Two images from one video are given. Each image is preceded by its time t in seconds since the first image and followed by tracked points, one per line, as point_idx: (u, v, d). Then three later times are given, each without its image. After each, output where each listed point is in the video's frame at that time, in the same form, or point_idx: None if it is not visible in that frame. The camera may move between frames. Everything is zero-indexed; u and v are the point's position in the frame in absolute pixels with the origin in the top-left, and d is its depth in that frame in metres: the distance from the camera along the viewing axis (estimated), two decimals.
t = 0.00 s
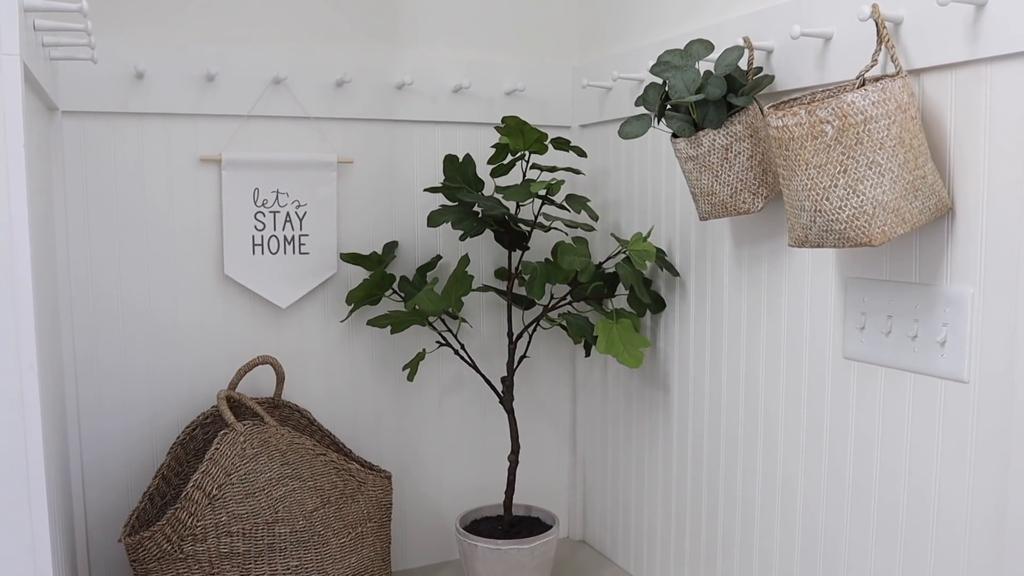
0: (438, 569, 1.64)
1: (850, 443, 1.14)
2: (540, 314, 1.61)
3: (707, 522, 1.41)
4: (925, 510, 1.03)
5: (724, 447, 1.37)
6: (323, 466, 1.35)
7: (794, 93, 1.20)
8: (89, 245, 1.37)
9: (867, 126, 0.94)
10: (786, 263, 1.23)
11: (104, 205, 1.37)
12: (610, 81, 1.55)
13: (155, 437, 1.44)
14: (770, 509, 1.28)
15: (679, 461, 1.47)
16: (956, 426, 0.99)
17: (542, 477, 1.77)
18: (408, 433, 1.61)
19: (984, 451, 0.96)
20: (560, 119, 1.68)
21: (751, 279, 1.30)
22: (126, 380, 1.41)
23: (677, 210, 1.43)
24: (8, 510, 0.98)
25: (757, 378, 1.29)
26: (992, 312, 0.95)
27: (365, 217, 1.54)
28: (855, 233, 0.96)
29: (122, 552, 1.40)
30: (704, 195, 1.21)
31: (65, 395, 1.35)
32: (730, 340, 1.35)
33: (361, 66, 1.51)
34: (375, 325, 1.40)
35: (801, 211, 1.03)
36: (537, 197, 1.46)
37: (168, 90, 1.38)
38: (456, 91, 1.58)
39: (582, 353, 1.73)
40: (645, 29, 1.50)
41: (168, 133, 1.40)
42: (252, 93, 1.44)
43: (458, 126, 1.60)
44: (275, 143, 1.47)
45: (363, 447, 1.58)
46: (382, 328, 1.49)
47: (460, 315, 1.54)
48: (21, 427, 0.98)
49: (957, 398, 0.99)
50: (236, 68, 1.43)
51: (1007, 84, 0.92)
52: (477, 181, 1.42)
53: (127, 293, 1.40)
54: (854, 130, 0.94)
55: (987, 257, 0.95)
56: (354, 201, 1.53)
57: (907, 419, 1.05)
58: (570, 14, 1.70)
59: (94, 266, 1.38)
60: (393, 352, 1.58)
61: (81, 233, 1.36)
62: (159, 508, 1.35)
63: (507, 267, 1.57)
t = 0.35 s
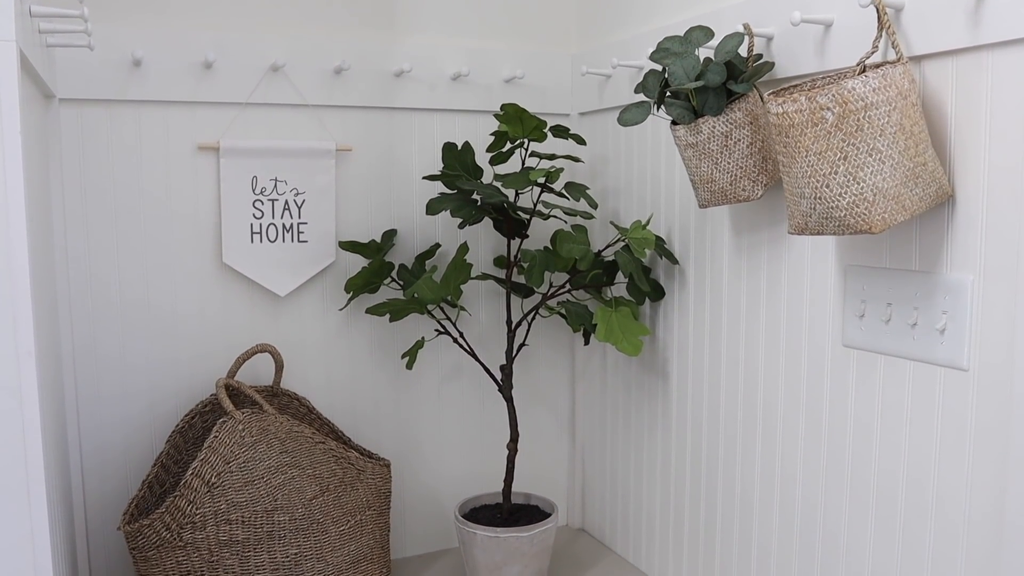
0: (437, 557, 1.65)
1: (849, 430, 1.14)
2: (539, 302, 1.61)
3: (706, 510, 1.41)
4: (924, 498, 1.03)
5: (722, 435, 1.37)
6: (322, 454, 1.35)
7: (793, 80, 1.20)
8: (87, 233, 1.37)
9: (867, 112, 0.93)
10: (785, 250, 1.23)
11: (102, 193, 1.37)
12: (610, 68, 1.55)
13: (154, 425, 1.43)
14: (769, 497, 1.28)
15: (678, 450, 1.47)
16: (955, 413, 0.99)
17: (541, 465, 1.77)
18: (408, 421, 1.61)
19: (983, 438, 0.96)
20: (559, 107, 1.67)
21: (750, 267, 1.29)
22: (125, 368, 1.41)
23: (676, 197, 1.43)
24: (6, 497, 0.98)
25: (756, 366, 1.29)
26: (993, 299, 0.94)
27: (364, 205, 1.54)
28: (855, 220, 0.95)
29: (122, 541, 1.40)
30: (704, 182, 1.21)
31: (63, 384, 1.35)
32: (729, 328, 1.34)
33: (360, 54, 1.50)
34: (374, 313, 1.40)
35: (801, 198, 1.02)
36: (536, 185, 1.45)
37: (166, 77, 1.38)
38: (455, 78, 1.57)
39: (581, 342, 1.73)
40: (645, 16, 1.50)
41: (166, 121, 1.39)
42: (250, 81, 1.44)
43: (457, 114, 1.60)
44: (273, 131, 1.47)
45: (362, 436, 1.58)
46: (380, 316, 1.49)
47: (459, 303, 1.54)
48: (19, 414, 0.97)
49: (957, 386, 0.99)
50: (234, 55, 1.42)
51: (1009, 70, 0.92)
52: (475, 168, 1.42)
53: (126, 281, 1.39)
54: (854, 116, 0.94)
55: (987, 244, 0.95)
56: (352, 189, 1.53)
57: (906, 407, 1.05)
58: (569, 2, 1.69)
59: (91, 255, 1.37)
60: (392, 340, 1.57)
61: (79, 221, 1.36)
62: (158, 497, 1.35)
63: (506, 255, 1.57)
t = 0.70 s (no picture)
0: (438, 545, 1.65)
1: (849, 418, 1.14)
2: (539, 290, 1.60)
3: (705, 497, 1.41)
4: (923, 485, 1.03)
5: (723, 423, 1.36)
6: (322, 442, 1.35)
7: (794, 66, 1.19)
8: (86, 222, 1.36)
9: (868, 99, 0.93)
10: (786, 238, 1.22)
11: (100, 181, 1.37)
12: (610, 56, 1.54)
13: (154, 413, 1.44)
14: (768, 485, 1.28)
15: (678, 437, 1.47)
16: (956, 402, 0.99)
17: (541, 454, 1.77)
18: (407, 409, 1.61)
19: (983, 425, 0.96)
20: (559, 94, 1.67)
21: (750, 255, 1.29)
22: (124, 356, 1.41)
23: (676, 185, 1.42)
24: (7, 484, 0.98)
25: (756, 354, 1.29)
26: (994, 286, 0.94)
27: (364, 193, 1.54)
28: (856, 207, 0.95)
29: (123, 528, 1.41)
30: (704, 170, 1.20)
31: (63, 371, 1.35)
32: (729, 316, 1.34)
33: (359, 41, 1.50)
34: (373, 301, 1.40)
35: (801, 185, 1.02)
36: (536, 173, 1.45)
37: (164, 65, 1.37)
38: (455, 65, 1.56)
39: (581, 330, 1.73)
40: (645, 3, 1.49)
41: (165, 108, 1.39)
42: (249, 68, 1.43)
43: (457, 101, 1.59)
44: (272, 119, 1.46)
45: (362, 424, 1.58)
46: (380, 304, 1.49)
47: (459, 291, 1.54)
48: (19, 401, 0.97)
49: (957, 374, 0.99)
50: (232, 43, 1.41)
51: (1011, 57, 0.91)
52: (475, 156, 1.42)
53: (125, 269, 1.39)
54: (855, 103, 0.93)
55: (988, 231, 0.94)
56: (352, 177, 1.53)
57: (906, 394, 1.05)
58: None
59: (91, 243, 1.37)
60: (392, 328, 1.57)
61: (77, 210, 1.36)
62: (158, 484, 1.35)
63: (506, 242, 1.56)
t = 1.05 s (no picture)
0: (437, 532, 1.65)
1: (848, 403, 1.14)
2: (538, 277, 1.60)
3: (704, 485, 1.41)
4: (921, 471, 1.04)
5: (722, 409, 1.37)
6: (321, 428, 1.36)
7: (794, 52, 1.19)
8: (84, 208, 1.36)
9: (869, 84, 0.92)
10: (786, 224, 1.22)
11: (98, 168, 1.36)
12: (610, 42, 1.53)
13: (153, 399, 1.44)
14: (767, 471, 1.28)
15: (677, 424, 1.47)
16: (955, 388, 0.99)
17: (541, 441, 1.77)
18: (407, 396, 1.61)
19: (983, 411, 0.96)
20: (559, 81, 1.66)
21: (750, 242, 1.29)
22: (123, 343, 1.41)
23: (676, 172, 1.42)
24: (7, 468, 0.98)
25: (756, 340, 1.29)
26: (993, 273, 0.94)
27: (362, 180, 1.53)
28: (856, 192, 0.95)
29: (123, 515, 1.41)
30: (704, 156, 1.20)
31: (62, 358, 1.35)
32: (728, 302, 1.34)
33: (358, 27, 1.49)
34: (373, 288, 1.39)
35: (801, 171, 1.02)
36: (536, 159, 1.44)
37: (162, 50, 1.37)
38: (454, 52, 1.56)
39: (581, 318, 1.73)
40: None
41: (163, 94, 1.39)
42: (247, 54, 1.42)
43: (456, 87, 1.59)
44: (271, 105, 1.46)
45: (361, 410, 1.58)
46: (379, 291, 1.49)
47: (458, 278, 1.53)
48: (19, 386, 0.97)
49: (957, 360, 0.99)
50: (231, 29, 1.41)
51: (1012, 42, 0.91)
52: (474, 143, 1.41)
53: (124, 256, 1.39)
54: (856, 89, 0.93)
55: (989, 217, 0.94)
56: (351, 163, 1.52)
57: (906, 380, 1.05)
58: None
59: (89, 230, 1.37)
60: (391, 315, 1.57)
61: (75, 196, 1.35)
62: (158, 471, 1.35)
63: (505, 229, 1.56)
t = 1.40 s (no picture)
0: (437, 520, 1.66)
1: (847, 391, 1.14)
2: (538, 265, 1.60)
3: (703, 472, 1.42)
4: (919, 459, 1.04)
5: (721, 397, 1.37)
6: (321, 416, 1.36)
7: (795, 39, 1.18)
8: (82, 196, 1.36)
9: (870, 71, 0.92)
10: (786, 211, 1.22)
11: (97, 155, 1.36)
12: (610, 29, 1.52)
13: (153, 387, 1.44)
14: (766, 459, 1.28)
15: (676, 412, 1.47)
16: (955, 377, 0.99)
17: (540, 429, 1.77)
18: (406, 384, 1.61)
19: (982, 400, 0.96)
20: (558, 68, 1.66)
21: (750, 229, 1.29)
22: (123, 330, 1.41)
23: (676, 159, 1.42)
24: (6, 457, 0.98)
25: (755, 328, 1.29)
26: (994, 260, 0.94)
27: (361, 167, 1.53)
28: (856, 180, 0.95)
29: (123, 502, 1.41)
30: (704, 144, 1.20)
31: (61, 345, 1.34)
32: (728, 290, 1.34)
33: (357, 14, 1.48)
34: (372, 276, 1.39)
35: (802, 158, 1.01)
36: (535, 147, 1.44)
37: (160, 37, 1.36)
38: (454, 39, 1.55)
39: (580, 306, 1.73)
40: None
41: (161, 82, 1.38)
42: (246, 41, 1.42)
43: (455, 75, 1.58)
44: (270, 92, 1.45)
45: (361, 398, 1.58)
46: (378, 279, 1.49)
47: (458, 266, 1.53)
48: (18, 376, 0.97)
49: (956, 348, 0.99)
50: (229, 16, 1.40)
51: (1014, 29, 0.90)
52: (473, 130, 1.41)
53: (122, 244, 1.39)
54: (857, 76, 0.93)
55: (990, 206, 0.94)
56: (350, 151, 1.52)
57: (905, 368, 1.05)
58: None
59: (88, 217, 1.36)
60: (390, 303, 1.57)
61: (74, 183, 1.35)
62: (158, 459, 1.35)
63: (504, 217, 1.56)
